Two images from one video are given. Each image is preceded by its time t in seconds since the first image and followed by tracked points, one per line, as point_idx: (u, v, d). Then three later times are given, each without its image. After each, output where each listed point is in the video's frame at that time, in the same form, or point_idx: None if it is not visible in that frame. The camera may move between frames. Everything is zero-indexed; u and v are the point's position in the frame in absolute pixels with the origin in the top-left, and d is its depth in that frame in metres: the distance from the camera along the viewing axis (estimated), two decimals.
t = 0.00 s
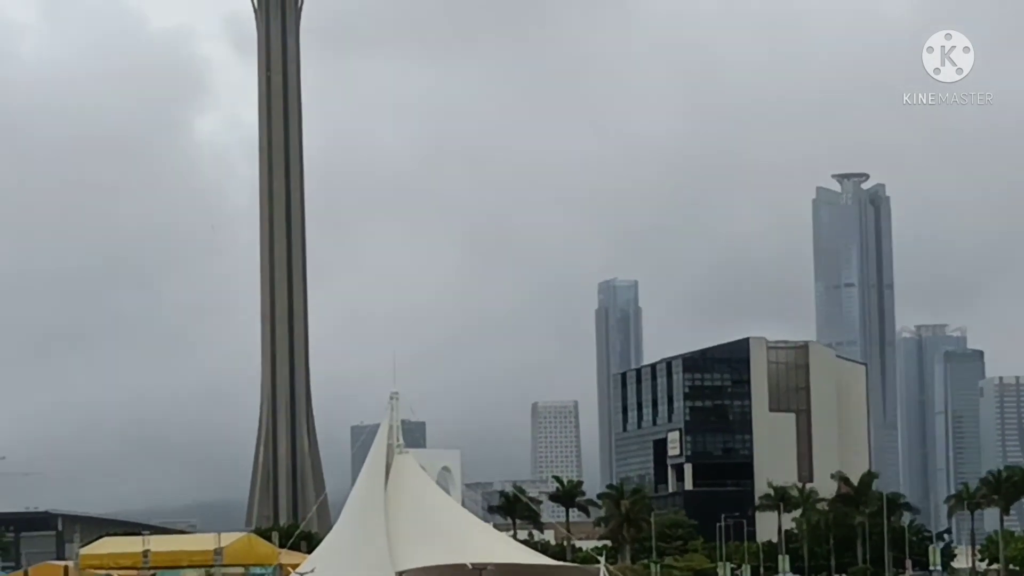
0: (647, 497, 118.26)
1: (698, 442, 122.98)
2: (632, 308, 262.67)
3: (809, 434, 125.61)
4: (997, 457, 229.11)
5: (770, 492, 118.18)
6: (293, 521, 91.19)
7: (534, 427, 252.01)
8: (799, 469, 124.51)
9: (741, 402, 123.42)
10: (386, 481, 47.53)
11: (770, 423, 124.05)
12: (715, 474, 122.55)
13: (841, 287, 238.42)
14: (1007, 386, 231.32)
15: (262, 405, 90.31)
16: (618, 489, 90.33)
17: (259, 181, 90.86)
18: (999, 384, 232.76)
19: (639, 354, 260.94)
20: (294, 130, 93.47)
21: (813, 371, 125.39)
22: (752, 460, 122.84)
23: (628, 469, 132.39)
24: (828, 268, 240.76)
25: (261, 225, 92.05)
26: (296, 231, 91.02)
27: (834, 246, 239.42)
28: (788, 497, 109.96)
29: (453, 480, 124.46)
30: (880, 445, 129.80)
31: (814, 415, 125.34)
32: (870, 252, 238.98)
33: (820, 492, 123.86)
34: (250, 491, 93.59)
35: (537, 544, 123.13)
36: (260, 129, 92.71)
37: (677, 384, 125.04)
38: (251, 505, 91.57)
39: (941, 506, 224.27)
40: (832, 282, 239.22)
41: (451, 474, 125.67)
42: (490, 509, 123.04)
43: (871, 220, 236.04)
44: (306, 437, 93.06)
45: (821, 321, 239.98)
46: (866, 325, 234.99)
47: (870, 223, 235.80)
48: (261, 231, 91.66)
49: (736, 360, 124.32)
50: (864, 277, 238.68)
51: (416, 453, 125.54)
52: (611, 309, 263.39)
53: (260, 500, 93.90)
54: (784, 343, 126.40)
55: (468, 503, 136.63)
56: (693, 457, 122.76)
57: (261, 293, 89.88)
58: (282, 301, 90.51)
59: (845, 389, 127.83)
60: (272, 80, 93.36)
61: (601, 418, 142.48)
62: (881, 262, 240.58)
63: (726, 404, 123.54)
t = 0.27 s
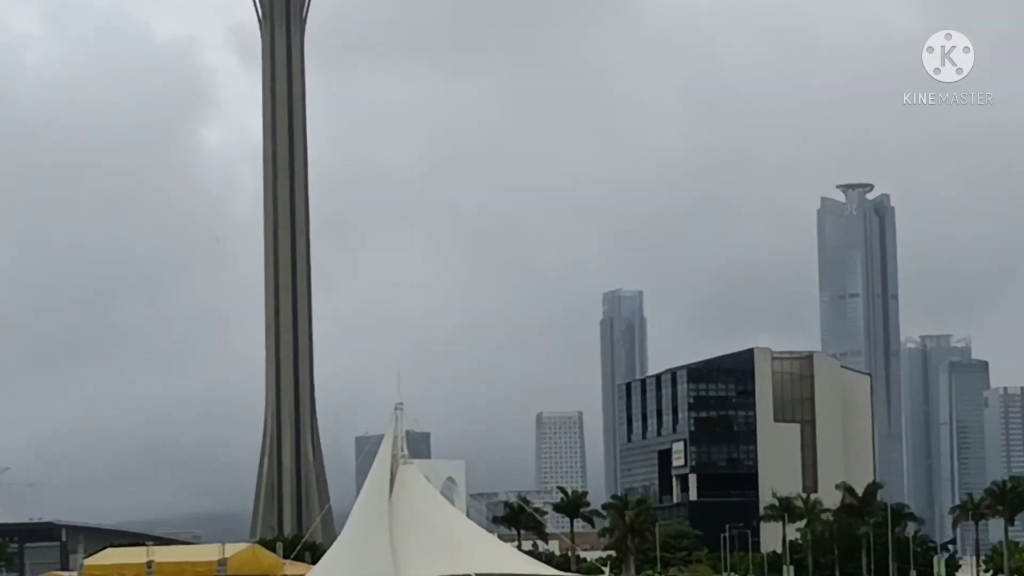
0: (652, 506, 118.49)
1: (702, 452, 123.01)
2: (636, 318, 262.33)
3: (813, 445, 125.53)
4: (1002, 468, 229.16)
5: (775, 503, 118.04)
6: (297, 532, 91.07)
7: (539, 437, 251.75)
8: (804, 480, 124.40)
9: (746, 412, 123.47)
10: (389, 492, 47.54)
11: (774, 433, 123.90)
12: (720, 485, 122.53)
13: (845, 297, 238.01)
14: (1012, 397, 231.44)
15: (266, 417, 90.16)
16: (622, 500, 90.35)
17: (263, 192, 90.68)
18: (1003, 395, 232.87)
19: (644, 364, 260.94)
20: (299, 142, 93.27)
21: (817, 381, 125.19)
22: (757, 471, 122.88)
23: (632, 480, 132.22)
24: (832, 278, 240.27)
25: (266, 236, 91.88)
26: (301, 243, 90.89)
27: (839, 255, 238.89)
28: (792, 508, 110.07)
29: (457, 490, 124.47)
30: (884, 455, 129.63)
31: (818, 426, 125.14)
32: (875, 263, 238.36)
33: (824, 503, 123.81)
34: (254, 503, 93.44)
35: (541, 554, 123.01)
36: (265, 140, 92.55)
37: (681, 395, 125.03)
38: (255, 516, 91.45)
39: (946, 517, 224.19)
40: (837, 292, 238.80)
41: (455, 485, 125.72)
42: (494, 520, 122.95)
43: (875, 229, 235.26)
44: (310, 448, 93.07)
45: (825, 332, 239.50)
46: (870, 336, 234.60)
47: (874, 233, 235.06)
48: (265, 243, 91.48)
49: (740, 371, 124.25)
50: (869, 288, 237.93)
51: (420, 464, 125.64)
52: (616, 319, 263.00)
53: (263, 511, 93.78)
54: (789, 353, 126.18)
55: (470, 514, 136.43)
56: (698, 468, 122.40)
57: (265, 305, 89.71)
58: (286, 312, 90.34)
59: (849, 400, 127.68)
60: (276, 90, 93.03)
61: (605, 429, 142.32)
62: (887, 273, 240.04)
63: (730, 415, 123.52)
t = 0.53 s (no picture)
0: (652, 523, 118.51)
1: (701, 468, 123.25)
2: (635, 334, 262.53)
3: (812, 460, 125.52)
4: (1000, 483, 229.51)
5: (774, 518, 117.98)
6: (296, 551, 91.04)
7: (537, 453, 251.77)
8: (803, 496, 124.38)
9: (745, 428, 123.52)
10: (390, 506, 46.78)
11: (772, 449, 123.89)
12: (719, 501, 122.66)
13: (844, 313, 238.20)
14: (1010, 412, 231.99)
15: (264, 437, 90.14)
16: (620, 516, 90.33)
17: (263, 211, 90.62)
18: (1002, 409, 233.40)
19: (642, 380, 261.06)
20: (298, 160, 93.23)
21: (816, 397, 125.25)
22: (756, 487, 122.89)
23: (631, 495, 132.33)
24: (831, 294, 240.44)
25: (265, 255, 91.85)
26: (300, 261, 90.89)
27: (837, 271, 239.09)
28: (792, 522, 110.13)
29: (457, 505, 124.74)
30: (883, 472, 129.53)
31: (816, 441, 125.19)
32: (873, 278, 238.56)
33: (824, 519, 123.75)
34: (252, 521, 93.46)
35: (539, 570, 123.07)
36: (265, 158, 92.60)
37: (680, 411, 125.27)
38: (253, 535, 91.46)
39: (944, 533, 224.42)
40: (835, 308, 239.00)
41: (454, 500, 125.76)
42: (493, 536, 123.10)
43: (874, 245, 235.70)
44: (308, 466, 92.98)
45: (824, 347, 239.80)
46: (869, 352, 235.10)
47: (873, 249, 235.36)
48: (265, 262, 91.49)
49: (738, 386, 124.33)
50: (867, 304, 237.97)
51: (419, 479, 125.72)
52: (614, 335, 263.19)
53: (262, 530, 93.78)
54: (787, 368, 126.26)
55: (469, 530, 136.49)
56: (697, 484, 123.01)
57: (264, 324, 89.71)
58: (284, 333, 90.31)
59: (848, 415, 127.62)
60: (274, 109, 92.98)
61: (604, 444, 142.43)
62: (885, 288, 240.27)
63: (729, 430, 123.63)
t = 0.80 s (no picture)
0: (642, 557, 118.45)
1: (692, 502, 123.64)
2: (626, 368, 262.36)
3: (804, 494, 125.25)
4: (993, 518, 229.61)
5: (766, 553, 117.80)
6: None
7: (529, 488, 251.51)
8: (794, 530, 124.16)
9: (737, 462, 123.52)
10: (382, 542, 63.31)
11: (764, 483, 123.73)
12: (711, 536, 122.81)
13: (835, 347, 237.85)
14: (1003, 446, 232.10)
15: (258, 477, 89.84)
16: (611, 551, 89.92)
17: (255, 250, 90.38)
18: (994, 443, 233.53)
19: (634, 415, 260.79)
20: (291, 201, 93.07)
21: (808, 431, 124.99)
22: (748, 521, 123.02)
23: (623, 529, 132.37)
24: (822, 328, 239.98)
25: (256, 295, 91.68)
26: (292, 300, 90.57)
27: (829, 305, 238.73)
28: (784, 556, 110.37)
29: (450, 540, 124.41)
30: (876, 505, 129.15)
31: (808, 475, 124.92)
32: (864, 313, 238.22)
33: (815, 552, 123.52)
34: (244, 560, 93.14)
35: None
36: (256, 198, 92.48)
37: (671, 445, 125.44)
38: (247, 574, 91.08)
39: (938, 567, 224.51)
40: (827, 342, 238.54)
41: (445, 535, 125.48)
42: (486, 570, 123.08)
43: (866, 279, 235.45)
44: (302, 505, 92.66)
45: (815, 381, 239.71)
46: (860, 386, 235.52)
47: (865, 284, 235.03)
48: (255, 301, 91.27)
49: (730, 420, 124.21)
50: (858, 338, 237.38)
51: (411, 515, 125.43)
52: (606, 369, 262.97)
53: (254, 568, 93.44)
54: (779, 403, 126.03)
55: (461, 566, 136.24)
56: (689, 518, 123.39)
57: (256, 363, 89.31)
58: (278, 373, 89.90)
59: (840, 448, 127.29)
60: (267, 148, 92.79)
61: (596, 479, 142.30)
62: (876, 322, 240.25)
63: (721, 464, 123.76)
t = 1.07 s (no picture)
0: None
1: (687, 524, 124.23)
2: (619, 389, 262.34)
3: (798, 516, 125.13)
4: (987, 537, 229.72)
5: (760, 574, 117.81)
6: None
7: (523, 510, 251.20)
8: (788, 551, 124.03)
9: (731, 483, 123.55)
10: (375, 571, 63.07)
11: (758, 505, 123.70)
12: (705, 558, 122.89)
13: (828, 368, 237.61)
14: (996, 465, 232.35)
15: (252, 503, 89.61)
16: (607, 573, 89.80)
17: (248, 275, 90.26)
18: (987, 462, 233.50)
19: (627, 437, 260.55)
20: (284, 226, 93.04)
21: (801, 452, 124.83)
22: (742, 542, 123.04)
23: (616, 552, 132.48)
24: (816, 349, 239.26)
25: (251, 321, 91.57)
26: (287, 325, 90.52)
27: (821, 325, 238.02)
28: None
29: (444, 563, 124.51)
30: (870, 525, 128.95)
31: (802, 497, 124.77)
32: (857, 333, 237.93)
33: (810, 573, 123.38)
34: None
35: None
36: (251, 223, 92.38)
37: (665, 467, 125.99)
38: None
39: None
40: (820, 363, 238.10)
41: (439, 558, 125.64)
42: None
43: (858, 300, 234.84)
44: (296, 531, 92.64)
45: (809, 401, 240.39)
46: (853, 406, 236.78)
47: (857, 305, 234.51)
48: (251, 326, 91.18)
49: (724, 442, 124.12)
50: (852, 357, 238.18)
51: (405, 538, 125.52)
52: (599, 391, 263.02)
53: None
54: (772, 424, 126.00)
55: None
56: (683, 540, 124.12)
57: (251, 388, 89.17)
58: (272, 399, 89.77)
59: (834, 469, 127.07)
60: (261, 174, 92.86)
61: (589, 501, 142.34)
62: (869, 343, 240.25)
63: (715, 486, 123.83)
